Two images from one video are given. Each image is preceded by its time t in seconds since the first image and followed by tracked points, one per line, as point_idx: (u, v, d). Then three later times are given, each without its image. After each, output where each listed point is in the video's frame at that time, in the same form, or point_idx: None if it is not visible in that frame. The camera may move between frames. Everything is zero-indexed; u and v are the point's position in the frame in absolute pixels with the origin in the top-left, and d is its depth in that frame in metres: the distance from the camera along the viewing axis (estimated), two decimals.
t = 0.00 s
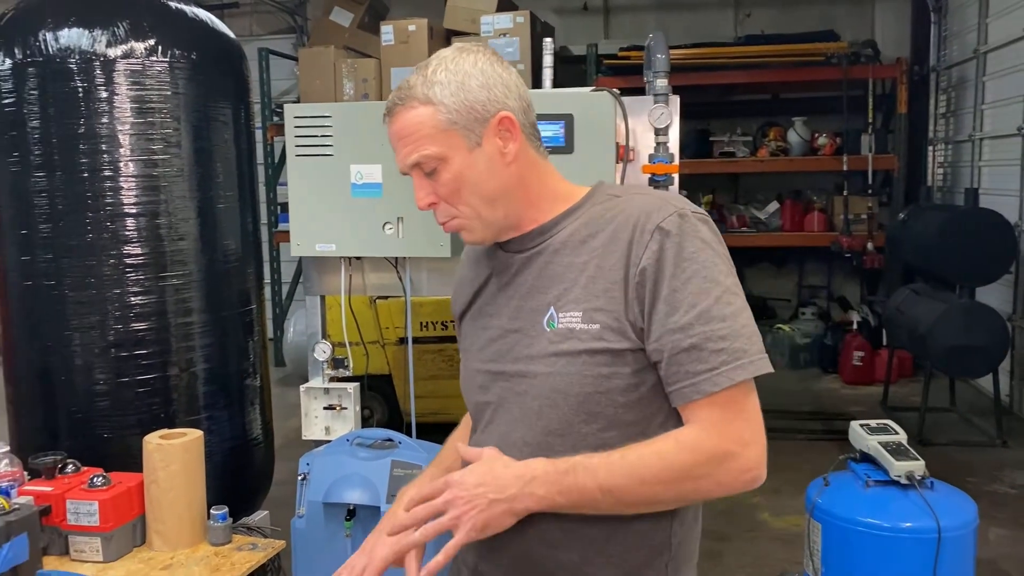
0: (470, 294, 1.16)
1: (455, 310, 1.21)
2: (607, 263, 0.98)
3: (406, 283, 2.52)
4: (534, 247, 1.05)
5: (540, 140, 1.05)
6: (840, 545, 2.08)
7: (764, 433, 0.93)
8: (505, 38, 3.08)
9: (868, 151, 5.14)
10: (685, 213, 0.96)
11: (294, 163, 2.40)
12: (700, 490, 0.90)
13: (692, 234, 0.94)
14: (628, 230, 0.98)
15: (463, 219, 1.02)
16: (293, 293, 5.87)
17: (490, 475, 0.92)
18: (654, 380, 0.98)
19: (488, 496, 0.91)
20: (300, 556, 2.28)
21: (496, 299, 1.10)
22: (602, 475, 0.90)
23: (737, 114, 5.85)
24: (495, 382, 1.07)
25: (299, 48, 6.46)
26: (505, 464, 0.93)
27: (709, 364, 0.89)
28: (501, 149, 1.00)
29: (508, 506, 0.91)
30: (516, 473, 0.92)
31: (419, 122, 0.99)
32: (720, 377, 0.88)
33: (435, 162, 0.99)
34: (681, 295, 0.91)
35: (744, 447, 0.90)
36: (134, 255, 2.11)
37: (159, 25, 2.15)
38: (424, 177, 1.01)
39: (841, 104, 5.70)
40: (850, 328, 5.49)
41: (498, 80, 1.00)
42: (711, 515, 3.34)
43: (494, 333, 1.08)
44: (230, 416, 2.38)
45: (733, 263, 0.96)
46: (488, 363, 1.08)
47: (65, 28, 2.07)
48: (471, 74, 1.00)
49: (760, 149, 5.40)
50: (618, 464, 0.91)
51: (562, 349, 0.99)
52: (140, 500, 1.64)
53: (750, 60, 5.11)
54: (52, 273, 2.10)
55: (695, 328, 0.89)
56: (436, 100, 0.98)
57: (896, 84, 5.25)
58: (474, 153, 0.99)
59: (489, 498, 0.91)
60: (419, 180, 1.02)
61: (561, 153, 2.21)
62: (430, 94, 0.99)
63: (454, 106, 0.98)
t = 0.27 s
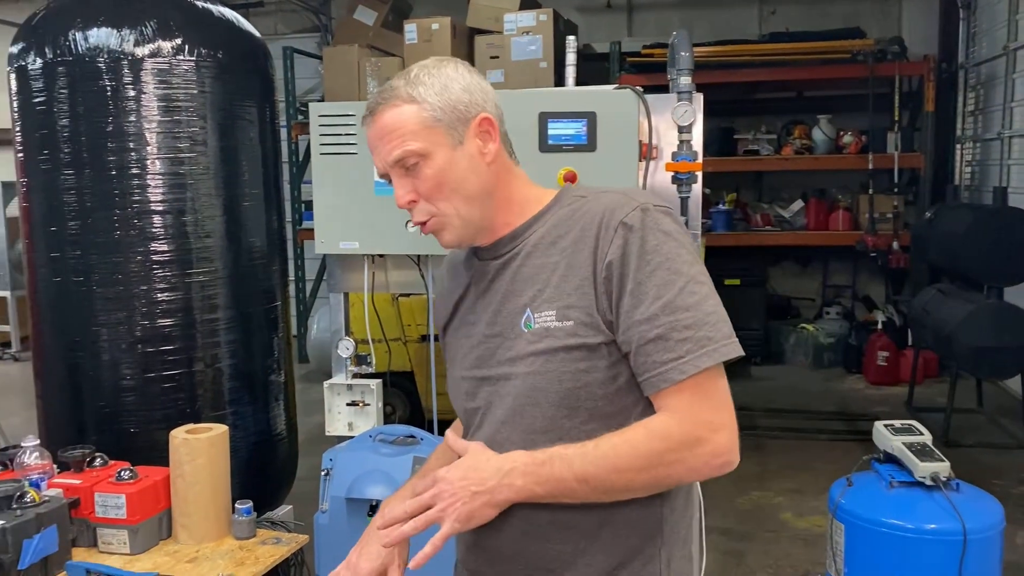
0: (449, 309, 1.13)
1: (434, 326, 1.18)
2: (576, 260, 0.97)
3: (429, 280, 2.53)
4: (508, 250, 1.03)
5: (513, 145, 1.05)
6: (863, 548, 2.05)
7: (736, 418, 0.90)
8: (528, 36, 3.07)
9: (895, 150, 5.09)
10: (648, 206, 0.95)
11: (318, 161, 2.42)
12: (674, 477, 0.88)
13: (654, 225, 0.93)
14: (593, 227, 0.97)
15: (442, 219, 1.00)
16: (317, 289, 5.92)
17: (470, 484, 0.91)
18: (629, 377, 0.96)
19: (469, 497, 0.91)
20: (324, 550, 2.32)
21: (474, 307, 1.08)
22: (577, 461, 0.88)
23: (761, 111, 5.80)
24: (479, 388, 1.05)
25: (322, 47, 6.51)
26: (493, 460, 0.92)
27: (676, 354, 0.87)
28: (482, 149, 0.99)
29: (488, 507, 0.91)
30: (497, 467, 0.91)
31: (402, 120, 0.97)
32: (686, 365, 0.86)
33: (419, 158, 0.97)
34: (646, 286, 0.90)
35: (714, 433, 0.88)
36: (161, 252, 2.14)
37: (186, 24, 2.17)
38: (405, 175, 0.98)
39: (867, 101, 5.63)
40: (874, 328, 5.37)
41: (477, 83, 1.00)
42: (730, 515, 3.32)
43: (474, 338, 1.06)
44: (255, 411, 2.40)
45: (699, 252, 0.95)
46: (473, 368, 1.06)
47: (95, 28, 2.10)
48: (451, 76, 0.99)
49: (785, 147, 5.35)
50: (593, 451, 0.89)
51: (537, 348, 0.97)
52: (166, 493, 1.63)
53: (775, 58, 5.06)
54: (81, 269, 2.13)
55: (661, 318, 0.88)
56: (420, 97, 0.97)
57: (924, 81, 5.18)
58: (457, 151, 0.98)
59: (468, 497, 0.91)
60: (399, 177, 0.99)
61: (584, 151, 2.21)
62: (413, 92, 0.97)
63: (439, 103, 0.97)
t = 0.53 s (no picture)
0: (462, 316, 1.15)
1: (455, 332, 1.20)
2: (562, 258, 0.96)
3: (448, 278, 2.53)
4: (505, 248, 1.03)
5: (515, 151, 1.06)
6: (884, 549, 2.03)
7: (720, 410, 0.86)
8: (549, 33, 3.09)
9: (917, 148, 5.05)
10: (633, 203, 0.93)
11: (340, 159, 2.44)
12: (671, 492, 0.84)
13: (636, 221, 0.91)
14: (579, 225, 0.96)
15: (445, 216, 1.00)
16: (338, 286, 5.96)
17: (475, 556, 0.82)
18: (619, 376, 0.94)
19: (475, 556, 0.82)
20: (341, 545, 2.33)
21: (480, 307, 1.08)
22: (579, 518, 0.82)
23: (784, 109, 5.76)
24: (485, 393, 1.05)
25: (344, 45, 6.55)
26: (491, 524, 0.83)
27: (655, 350, 0.84)
28: (485, 150, 1.01)
29: None
30: (498, 532, 0.82)
31: (409, 119, 0.98)
32: (663, 362, 0.83)
33: (424, 155, 0.98)
34: (626, 281, 0.88)
35: (701, 433, 0.84)
36: (184, 249, 2.17)
37: (210, 23, 2.20)
38: (410, 172, 0.99)
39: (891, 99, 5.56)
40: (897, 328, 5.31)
41: (482, 90, 1.02)
42: (748, 515, 3.30)
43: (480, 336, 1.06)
44: (277, 407, 2.43)
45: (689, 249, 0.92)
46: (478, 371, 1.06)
47: (120, 27, 2.13)
48: (457, 81, 1.01)
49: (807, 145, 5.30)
50: (588, 500, 0.82)
51: (528, 346, 0.97)
52: (188, 487, 1.65)
53: (798, 56, 5.02)
54: (106, 265, 2.17)
55: (640, 314, 0.86)
56: (427, 98, 0.98)
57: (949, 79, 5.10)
58: (461, 150, 0.99)
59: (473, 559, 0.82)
60: (404, 174, 1.00)
61: (604, 149, 2.20)
62: (421, 93, 0.99)
63: (445, 103, 0.98)
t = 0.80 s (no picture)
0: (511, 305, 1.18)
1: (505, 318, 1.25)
2: (614, 261, 0.99)
3: (462, 275, 2.54)
4: (557, 245, 1.06)
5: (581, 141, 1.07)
6: (897, 546, 2.02)
7: (779, 431, 0.87)
8: (565, 31, 3.08)
9: (938, 146, 4.99)
10: (689, 206, 0.95)
11: (355, 157, 2.45)
12: (706, 493, 0.86)
13: (697, 226, 0.92)
14: (634, 227, 0.98)
15: (498, 194, 1.02)
16: (354, 284, 5.99)
17: (499, 466, 0.87)
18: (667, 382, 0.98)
19: (499, 466, 0.87)
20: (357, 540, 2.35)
21: (527, 299, 1.12)
22: (605, 478, 0.86)
23: (801, 107, 5.72)
24: (526, 387, 1.09)
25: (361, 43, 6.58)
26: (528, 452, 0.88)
27: (707, 361, 0.85)
28: (550, 135, 1.02)
29: (505, 494, 0.87)
30: (530, 460, 0.87)
31: (479, 90, 1.00)
32: (718, 374, 0.84)
33: (486, 130, 0.99)
34: (680, 289, 0.89)
35: (755, 449, 0.85)
36: (203, 245, 2.19)
37: (229, 21, 2.22)
38: (469, 144, 1.01)
39: (909, 97, 5.52)
40: (915, 326, 5.27)
41: (558, 73, 1.03)
42: (762, 514, 3.29)
43: (523, 336, 1.10)
44: (293, 402, 2.45)
45: (745, 256, 0.93)
46: (520, 366, 1.10)
47: (139, 26, 2.15)
48: (537, 60, 1.02)
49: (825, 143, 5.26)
50: (620, 465, 0.86)
51: (577, 349, 1.01)
52: (205, 480, 1.66)
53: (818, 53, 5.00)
54: (125, 261, 2.19)
55: (693, 323, 0.87)
56: (501, 72, 1.00)
57: (969, 76, 5.05)
58: (525, 131, 1.00)
59: (498, 469, 0.87)
60: (464, 146, 1.02)
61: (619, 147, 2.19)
62: (495, 66, 1.00)
63: (517, 80, 0.99)
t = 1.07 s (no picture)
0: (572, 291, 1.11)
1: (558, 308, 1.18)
2: (705, 271, 0.92)
3: (471, 273, 2.55)
4: (636, 246, 1.00)
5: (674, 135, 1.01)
6: (907, 546, 2.01)
7: (877, 459, 0.83)
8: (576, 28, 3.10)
9: (949, 145, 4.96)
10: (791, 220, 0.88)
11: (365, 155, 2.46)
12: (802, 519, 0.83)
13: (800, 243, 0.86)
14: (728, 236, 0.92)
15: (586, 186, 0.95)
16: (364, 282, 6.01)
17: (582, 474, 0.84)
18: (753, 396, 0.92)
19: (581, 474, 0.84)
20: (367, 535, 2.38)
21: (594, 298, 1.05)
22: (698, 497, 0.84)
23: (813, 105, 5.68)
24: (588, 386, 1.04)
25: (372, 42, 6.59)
26: (615, 462, 0.86)
27: (811, 387, 0.81)
28: (647, 126, 0.95)
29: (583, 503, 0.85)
30: (618, 470, 0.85)
31: (579, 70, 0.93)
32: (822, 403, 0.80)
33: (582, 115, 0.93)
34: (781, 310, 0.84)
35: (852, 478, 0.81)
36: (214, 242, 2.21)
37: (240, 20, 2.23)
38: (559, 127, 0.94)
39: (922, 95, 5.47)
40: (926, 325, 5.25)
41: (658, 60, 0.97)
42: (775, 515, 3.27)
43: (588, 335, 1.05)
44: (303, 398, 2.46)
45: (845, 275, 0.88)
46: (583, 365, 1.05)
47: (151, 25, 2.17)
48: (639, 43, 0.96)
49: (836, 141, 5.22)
50: (714, 484, 0.84)
51: (654, 359, 0.95)
52: (216, 474, 1.68)
53: (830, 51, 4.97)
54: (137, 257, 2.21)
55: (795, 347, 0.82)
56: (603, 53, 0.93)
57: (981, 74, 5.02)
58: (623, 119, 0.94)
59: (579, 477, 0.84)
60: (553, 128, 0.95)
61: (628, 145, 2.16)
62: (597, 46, 0.93)
63: (621, 64, 0.93)
